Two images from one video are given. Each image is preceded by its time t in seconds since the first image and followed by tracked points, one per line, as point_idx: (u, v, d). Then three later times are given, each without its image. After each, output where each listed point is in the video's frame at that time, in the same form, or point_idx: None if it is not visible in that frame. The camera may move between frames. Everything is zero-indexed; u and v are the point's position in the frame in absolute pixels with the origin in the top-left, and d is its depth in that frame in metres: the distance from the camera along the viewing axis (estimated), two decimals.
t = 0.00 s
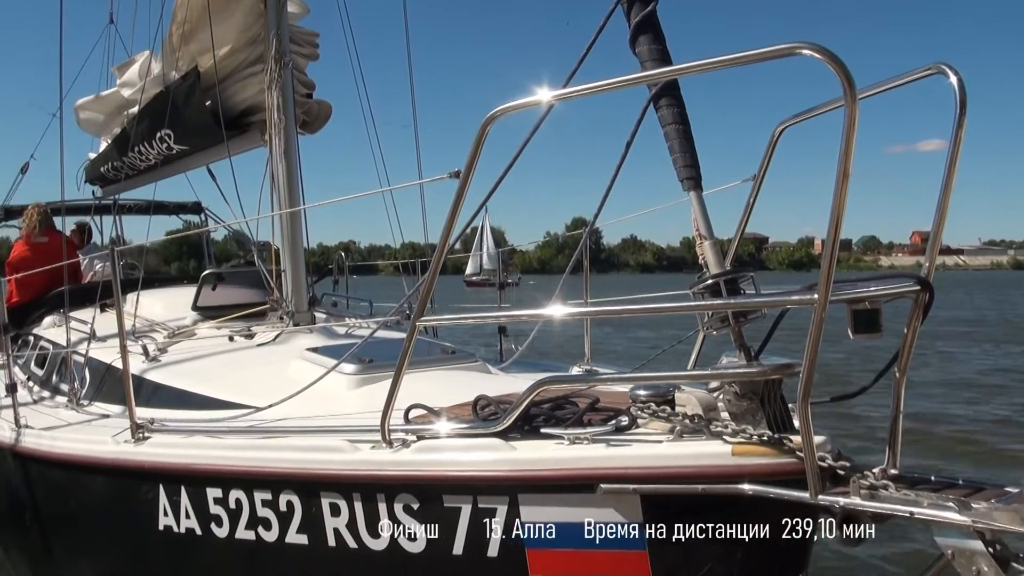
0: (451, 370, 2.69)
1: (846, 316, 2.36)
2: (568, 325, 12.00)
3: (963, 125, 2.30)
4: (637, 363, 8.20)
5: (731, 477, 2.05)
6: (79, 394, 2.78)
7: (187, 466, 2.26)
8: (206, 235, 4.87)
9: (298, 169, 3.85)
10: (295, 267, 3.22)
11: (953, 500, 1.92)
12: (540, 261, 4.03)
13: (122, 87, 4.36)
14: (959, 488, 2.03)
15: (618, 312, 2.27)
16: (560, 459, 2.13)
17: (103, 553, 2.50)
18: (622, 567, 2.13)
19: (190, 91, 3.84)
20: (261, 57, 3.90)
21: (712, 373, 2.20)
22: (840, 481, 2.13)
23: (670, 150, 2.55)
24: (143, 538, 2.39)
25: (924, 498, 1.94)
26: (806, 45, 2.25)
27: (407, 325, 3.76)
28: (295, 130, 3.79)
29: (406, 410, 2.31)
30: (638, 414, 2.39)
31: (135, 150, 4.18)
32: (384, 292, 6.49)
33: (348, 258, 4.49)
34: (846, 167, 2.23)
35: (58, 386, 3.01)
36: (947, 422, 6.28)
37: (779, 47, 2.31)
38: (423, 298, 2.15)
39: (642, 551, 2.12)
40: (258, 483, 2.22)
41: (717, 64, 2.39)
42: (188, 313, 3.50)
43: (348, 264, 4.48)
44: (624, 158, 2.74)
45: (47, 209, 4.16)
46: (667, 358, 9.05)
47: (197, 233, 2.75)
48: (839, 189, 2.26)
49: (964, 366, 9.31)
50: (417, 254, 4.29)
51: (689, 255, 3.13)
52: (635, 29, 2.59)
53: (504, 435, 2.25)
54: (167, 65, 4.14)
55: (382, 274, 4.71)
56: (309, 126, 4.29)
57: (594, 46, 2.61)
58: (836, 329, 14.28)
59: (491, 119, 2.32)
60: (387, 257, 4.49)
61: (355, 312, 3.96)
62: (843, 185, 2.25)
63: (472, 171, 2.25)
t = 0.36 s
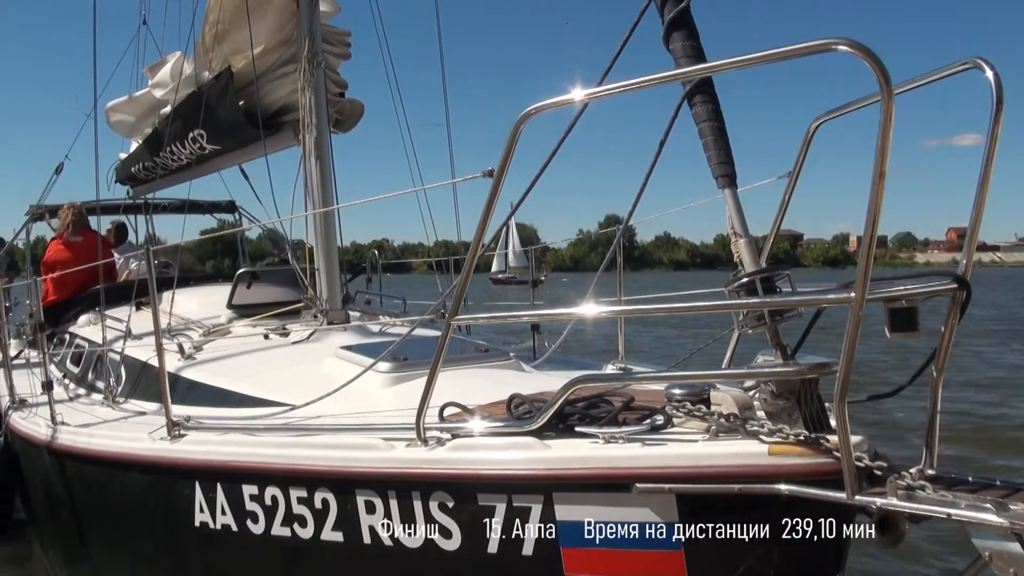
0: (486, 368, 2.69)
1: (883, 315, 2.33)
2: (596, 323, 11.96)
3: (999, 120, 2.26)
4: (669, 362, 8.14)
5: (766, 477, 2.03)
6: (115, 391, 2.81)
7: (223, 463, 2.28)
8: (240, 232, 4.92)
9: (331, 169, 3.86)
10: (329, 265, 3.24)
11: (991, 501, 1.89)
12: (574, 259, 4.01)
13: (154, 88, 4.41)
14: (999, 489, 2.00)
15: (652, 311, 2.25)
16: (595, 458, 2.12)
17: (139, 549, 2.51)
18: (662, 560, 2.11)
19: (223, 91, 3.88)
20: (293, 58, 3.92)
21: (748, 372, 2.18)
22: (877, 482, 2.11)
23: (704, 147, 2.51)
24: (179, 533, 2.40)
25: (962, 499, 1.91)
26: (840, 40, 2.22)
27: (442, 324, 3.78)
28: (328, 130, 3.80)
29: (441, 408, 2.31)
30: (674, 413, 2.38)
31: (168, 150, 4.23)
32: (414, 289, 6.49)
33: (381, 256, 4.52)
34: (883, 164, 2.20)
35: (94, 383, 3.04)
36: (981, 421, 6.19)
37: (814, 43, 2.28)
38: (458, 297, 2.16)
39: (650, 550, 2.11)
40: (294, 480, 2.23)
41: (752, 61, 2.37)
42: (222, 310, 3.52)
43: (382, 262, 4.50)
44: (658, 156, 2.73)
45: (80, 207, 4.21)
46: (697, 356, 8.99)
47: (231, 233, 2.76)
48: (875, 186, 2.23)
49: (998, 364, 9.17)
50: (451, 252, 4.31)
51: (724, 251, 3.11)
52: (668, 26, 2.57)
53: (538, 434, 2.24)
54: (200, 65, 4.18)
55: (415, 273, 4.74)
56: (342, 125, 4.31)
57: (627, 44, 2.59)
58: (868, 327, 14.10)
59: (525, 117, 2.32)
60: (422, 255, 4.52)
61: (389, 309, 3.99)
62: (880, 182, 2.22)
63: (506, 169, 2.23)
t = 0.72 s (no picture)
0: (533, 367, 2.69)
1: (936, 316, 2.28)
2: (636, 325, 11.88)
3: None
4: (717, 364, 8.04)
5: (818, 481, 2.00)
6: (163, 387, 2.85)
7: (270, 459, 2.29)
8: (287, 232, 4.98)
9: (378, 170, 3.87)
10: (376, 264, 3.26)
11: None
12: (614, 261, 4.01)
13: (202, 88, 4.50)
14: None
15: (701, 311, 2.22)
16: (644, 459, 2.10)
17: (185, 543, 2.54)
18: (700, 562, 2.09)
19: (271, 91, 3.94)
20: (340, 58, 3.92)
21: (798, 374, 2.15)
22: (930, 487, 2.06)
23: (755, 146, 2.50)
24: (227, 528, 2.42)
25: (1015, 505, 1.88)
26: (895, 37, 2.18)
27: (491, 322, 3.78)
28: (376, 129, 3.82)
29: (489, 407, 2.31)
30: (723, 415, 2.35)
31: (216, 150, 4.29)
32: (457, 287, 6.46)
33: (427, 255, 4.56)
34: (937, 162, 2.15)
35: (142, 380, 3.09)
36: None
37: (868, 40, 2.25)
38: (506, 296, 2.16)
39: (667, 552, 2.10)
40: (342, 477, 2.24)
41: (804, 59, 2.34)
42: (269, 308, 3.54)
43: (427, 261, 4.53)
44: (707, 156, 2.71)
45: (129, 206, 4.27)
46: (741, 358, 8.89)
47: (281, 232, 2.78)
48: (929, 185, 2.19)
49: None
50: (494, 251, 4.33)
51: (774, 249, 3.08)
52: (719, 24, 2.55)
53: (587, 434, 2.23)
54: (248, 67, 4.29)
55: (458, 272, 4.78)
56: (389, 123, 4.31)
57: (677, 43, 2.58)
58: (914, 328, 13.82)
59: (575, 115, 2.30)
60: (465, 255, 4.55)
61: (433, 308, 4.00)
62: (934, 180, 2.18)
63: (555, 168, 2.23)
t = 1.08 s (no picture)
0: (607, 367, 2.70)
1: None
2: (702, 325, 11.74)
3: None
4: (797, 365, 7.84)
5: (899, 486, 1.94)
6: (238, 383, 2.91)
7: (345, 456, 2.32)
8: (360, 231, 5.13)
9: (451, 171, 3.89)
10: (449, 265, 3.27)
11: None
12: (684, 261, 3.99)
13: (278, 91, 4.67)
14: None
15: (782, 312, 2.18)
16: (722, 461, 2.07)
17: (259, 536, 2.58)
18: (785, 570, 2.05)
19: (344, 92, 4.00)
20: (413, 58, 4.01)
21: (880, 377, 2.10)
22: (1015, 495, 1.98)
23: (836, 143, 2.48)
24: (301, 523, 2.46)
25: None
26: (982, 31, 2.13)
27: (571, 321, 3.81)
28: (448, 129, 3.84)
29: (565, 407, 2.32)
30: (804, 418, 2.32)
31: (290, 151, 4.39)
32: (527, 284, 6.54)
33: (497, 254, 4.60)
34: None
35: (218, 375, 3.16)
36: None
37: (952, 34, 2.19)
38: (581, 299, 2.13)
39: (743, 556, 2.06)
40: (418, 474, 2.26)
41: (885, 54, 2.30)
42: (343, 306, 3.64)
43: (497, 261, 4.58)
44: (785, 156, 2.68)
45: (203, 207, 4.40)
46: (815, 360, 8.68)
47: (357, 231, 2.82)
48: (1016, 183, 2.11)
49: None
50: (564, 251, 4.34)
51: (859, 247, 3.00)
52: (798, 19, 2.52)
53: (665, 436, 2.22)
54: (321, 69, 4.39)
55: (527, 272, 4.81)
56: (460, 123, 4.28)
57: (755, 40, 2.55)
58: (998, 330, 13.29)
59: (653, 114, 2.29)
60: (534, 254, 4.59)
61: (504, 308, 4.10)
62: (1021, 178, 2.09)
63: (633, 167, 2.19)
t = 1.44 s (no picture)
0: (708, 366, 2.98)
1: None
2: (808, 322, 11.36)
3: None
4: (911, 366, 7.53)
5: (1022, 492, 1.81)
6: (346, 379, 3.06)
7: (453, 452, 2.38)
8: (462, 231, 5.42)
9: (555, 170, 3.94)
10: (552, 264, 3.44)
11: None
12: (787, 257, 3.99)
13: (381, 92, 4.97)
14: None
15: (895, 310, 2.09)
16: (838, 463, 2.00)
17: (366, 530, 2.65)
18: None
19: (449, 93, 4.24)
20: (515, 57, 4.18)
21: (997, 378, 1.98)
22: None
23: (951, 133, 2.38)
24: (411, 517, 2.52)
25: None
26: None
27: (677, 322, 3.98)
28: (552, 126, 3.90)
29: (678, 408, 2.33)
30: (920, 420, 2.24)
31: (394, 151, 4.70)
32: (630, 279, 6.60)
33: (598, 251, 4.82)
34: None
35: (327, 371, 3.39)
36: None
37: None
38: (695, 295, 2.21)
39: (861, 560, 1.98)
40: (526, 472, 2.30)
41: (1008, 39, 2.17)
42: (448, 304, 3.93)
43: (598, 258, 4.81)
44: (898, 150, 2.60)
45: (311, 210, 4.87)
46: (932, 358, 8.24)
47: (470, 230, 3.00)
48: None
49: None
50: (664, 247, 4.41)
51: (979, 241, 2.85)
52: (911, 5, 2.44)
53: (778, 436, 2.18)
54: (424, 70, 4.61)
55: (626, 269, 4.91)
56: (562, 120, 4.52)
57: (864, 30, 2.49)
58: None
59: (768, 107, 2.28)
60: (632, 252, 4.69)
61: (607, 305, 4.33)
62: None
63: (746, 163, 2.31)
